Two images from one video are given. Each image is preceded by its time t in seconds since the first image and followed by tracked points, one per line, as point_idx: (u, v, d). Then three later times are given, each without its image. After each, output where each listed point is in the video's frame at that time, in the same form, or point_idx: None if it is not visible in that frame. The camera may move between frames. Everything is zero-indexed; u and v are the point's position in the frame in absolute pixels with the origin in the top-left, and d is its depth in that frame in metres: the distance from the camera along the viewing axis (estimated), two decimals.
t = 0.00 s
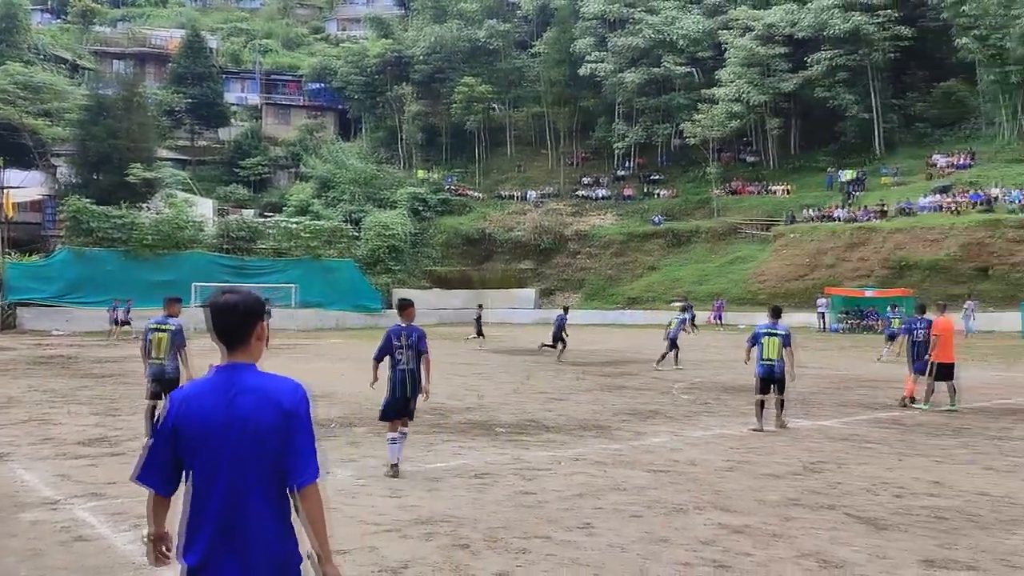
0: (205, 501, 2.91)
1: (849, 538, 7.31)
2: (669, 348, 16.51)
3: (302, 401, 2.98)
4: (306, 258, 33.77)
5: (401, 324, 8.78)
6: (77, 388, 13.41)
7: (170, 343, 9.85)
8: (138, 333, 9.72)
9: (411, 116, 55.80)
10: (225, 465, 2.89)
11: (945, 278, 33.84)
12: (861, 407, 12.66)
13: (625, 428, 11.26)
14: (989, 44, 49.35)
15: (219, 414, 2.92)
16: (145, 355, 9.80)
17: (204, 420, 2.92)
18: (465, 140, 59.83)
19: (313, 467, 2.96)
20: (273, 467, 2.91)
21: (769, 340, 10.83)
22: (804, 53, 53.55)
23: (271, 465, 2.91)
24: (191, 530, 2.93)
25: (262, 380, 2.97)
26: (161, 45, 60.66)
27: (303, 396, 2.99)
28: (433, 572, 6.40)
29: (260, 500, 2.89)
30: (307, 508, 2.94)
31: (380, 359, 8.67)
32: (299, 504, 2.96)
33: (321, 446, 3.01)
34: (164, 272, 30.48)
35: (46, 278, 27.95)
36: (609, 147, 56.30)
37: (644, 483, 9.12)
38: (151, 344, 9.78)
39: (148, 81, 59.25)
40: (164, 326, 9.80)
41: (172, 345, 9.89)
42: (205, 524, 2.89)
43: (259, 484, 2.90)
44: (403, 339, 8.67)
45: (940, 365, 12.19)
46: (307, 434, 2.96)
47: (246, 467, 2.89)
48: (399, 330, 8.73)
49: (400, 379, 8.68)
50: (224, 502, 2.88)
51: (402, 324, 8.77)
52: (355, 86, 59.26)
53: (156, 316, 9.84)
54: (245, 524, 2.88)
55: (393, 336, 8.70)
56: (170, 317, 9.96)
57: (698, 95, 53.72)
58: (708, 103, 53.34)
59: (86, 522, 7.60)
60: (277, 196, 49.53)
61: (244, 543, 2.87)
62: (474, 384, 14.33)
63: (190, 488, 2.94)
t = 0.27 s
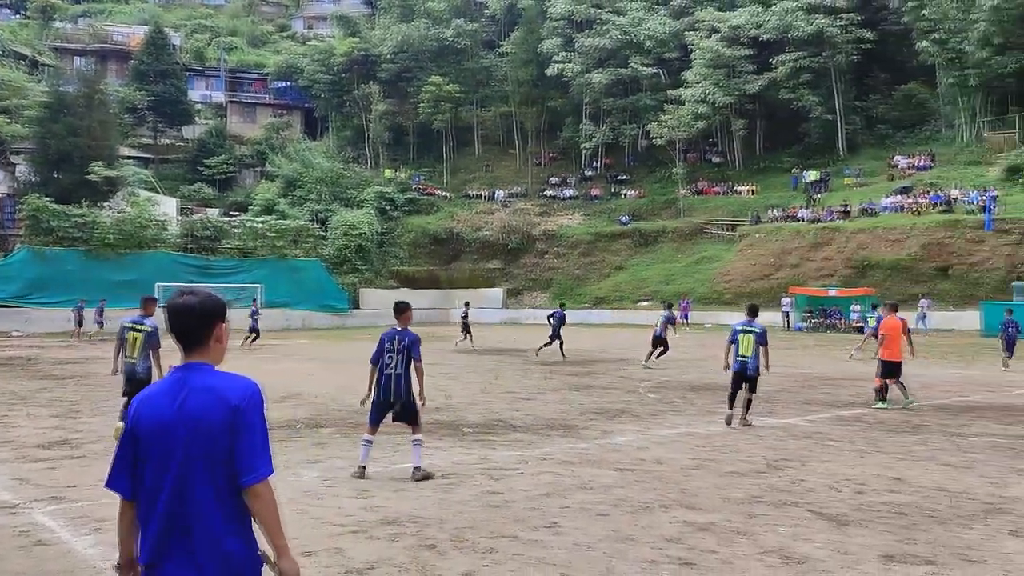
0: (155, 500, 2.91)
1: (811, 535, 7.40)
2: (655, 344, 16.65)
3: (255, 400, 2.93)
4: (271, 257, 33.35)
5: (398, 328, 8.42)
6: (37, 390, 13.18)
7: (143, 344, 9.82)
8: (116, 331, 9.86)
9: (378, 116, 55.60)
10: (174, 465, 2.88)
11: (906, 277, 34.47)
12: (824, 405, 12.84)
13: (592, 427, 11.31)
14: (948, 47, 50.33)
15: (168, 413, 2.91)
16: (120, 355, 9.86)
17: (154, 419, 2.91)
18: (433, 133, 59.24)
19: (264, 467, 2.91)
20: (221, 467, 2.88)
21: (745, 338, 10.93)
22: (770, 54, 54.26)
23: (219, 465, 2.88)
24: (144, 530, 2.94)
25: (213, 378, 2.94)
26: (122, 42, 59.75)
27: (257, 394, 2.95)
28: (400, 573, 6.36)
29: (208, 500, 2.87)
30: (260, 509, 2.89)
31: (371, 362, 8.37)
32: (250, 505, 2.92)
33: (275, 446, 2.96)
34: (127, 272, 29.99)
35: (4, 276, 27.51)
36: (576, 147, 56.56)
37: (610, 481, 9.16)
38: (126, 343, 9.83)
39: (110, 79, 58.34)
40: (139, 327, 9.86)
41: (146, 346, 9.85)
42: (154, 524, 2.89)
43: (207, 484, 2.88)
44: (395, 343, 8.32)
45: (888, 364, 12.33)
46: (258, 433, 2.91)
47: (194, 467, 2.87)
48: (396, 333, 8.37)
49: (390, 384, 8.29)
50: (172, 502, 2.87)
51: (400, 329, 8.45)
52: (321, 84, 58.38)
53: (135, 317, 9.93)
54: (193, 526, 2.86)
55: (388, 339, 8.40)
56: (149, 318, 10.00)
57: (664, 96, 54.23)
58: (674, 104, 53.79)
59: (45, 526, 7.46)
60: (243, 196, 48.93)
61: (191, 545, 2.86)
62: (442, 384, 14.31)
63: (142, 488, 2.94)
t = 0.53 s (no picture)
0: (133, 502, 2.92)
1: (782, 532, 7.47)
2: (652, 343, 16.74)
3: (233, 402, 2.92)
4: (243, 258, 33.04)
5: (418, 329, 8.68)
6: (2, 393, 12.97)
7: (123, 345, 9.75)
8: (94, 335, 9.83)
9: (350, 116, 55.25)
10: (152, 468, 2.88)
11: (874, 276, 34.98)
12: (794, 404, 12.98)
13: (565, 427, 11.34)
14: (915, 50, 51.12)
15: (145, 415, 2.91)
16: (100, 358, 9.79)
17: (132, 422, 2.92)
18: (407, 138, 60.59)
19: (243, 470, 2.89)
20: (198, 470, 2.87)
21: (727, 337, 11.08)
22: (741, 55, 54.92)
23: (198, 468, 2.87)
24: (122, 533, 2.94)
25: (192, 380, 2.94)
26: (90, 40, 59.04)
27: (236, 395, 2.94)
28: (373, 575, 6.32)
29: (185, 504, 2.86)
30: (238, 511, 2.88)
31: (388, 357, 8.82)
32: (228, 508, 2.91)
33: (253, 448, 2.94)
34: (95, 272, 29.54)
35: None
36: (549, 147, 56.73)
37: (583, 481, 9.16)
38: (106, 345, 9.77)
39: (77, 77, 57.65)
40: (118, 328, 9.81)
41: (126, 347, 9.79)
42: (133, 527, 2.90)
43: (186, 486, 2.87)
44: (408, 341, 8.68)
45: (849, 362, 12.51)
46: (235, 436, 2.90)
47: (171, 468, 2.87)
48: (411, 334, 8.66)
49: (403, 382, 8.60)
50: (149, 505, 2.87)
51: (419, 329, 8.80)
52: (293, 84, 58.26)
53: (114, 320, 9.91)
54: (171, 530, 2.86)
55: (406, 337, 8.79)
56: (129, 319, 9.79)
57: (636, 97, 54.55)
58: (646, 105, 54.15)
59: (11, 531, 7.30)
60: (214, 196, 48.54)
61: (169, 548, 2.86)
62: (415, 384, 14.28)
63: (122, 490, 2.95)
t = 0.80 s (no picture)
0: (135, 511, 2.88)
1: (759, 530, 7.52)
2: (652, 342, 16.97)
3: (233, 413, 2.85)
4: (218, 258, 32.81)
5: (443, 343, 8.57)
6: None
7: (107, 343, 9.97)
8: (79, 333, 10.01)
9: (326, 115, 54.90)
10: (150, 478, 2.84)
11: (848, 276, 35.39)
12: (769, 403, 13.09)
13: (542, 427, 11.34)
14: (887, 52, 51.87)
15: (145, 423, 2.87)
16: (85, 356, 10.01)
17: (132, 427, 2.88)
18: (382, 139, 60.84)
19: (241, 484, 2.83)
20: (195, 481, 2.82)
21: (715, 335, 11.42)
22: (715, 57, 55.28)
23: (195, 480, 2.82)
24: (125, 542, 2.91)
25: (191, 389, 2.88)
26: (61, 39, 58.30)
27: (235, 407, 2.87)
28: None
29: (182, 517, 2.81)
30: (233, 525, 2.82)
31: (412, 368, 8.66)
32: (226, 520, 2.84)
33: (253, 460, 2.87)
34: (66, 274, 29.20)
35: None
36: (525, 148, 56.80)
37: (560, 481, 9.13)
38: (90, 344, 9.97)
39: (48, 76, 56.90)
40: (102, 327, 10.00)
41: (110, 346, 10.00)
42: (133, 537, 2.85)
43: (185, 495, 2.82)
44: (431, 352, 8.50)
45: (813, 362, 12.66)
46: (233, 448, 2.82)
47: (169, 480, 2.82)
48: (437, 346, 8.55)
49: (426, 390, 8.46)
50: (148, 516, 2.83)
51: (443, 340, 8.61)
52: (268, 83, 58.03)
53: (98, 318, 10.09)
54: (167, 541, 2.81)
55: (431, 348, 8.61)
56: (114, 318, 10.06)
57: (612, 98, 54.86)
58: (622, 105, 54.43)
59: None
60: (188, 196, 48.11)
61: (168, 561, 2.81)
62: (391, 386, 14.23)
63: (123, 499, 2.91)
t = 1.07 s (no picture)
0: (129, 520, 2.77)
1: (735, 528, 7.55)
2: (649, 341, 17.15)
3: (229, 419, 2.72)
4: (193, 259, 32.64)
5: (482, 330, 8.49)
6: None
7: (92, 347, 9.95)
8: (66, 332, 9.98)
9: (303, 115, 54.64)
10: (145, 484, 2.73)
11: (824, 275, 35.71)
12: (746, 401, 13.15)
13: (521, 427, 11.29)
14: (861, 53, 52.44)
15: (140, 428, 2.76)
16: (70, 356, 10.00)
17: (126, 431, 2.77)
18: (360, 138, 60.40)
19: (238, 493, 2.69)
20: (189, 490, 2.69)
21: (706, 336, 11.57)
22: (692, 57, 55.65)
23: (190, 487, 2.69)
24: (119, 550, 2.81)
25: (188, 394, 2.77)
26: (33, 37, 57.67)
27: (232, 412, 2.74)
28: None
29: (175, 527, 2.69)
30: (226, 536, 2.69)
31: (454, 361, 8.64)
32: (220, 532, 2.71)
33: (251, 468, 2.73)
34: (39, 274, 28.55)
35: None
36: (503, 147, 56.84)
37: (539, 480, 8.96)
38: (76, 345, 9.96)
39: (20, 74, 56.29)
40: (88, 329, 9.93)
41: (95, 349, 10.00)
42: (126, 547, 2.74)
43: (181, 503, 2.70)
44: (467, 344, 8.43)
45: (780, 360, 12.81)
46: (229, 455, 2.69)
47: (162, 488, 2.70)
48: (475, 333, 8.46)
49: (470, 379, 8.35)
50: (141, 526, 2.72)
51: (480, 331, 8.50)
52: (244, 83, 57.77)
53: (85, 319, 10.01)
54: (160, 552, 2.69)
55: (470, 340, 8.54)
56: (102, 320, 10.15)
57: (590, 98, 55.11)
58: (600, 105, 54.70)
59: None
60: (163, 196, 47.75)
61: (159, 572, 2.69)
62: (369, 387, 14.16)
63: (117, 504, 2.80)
